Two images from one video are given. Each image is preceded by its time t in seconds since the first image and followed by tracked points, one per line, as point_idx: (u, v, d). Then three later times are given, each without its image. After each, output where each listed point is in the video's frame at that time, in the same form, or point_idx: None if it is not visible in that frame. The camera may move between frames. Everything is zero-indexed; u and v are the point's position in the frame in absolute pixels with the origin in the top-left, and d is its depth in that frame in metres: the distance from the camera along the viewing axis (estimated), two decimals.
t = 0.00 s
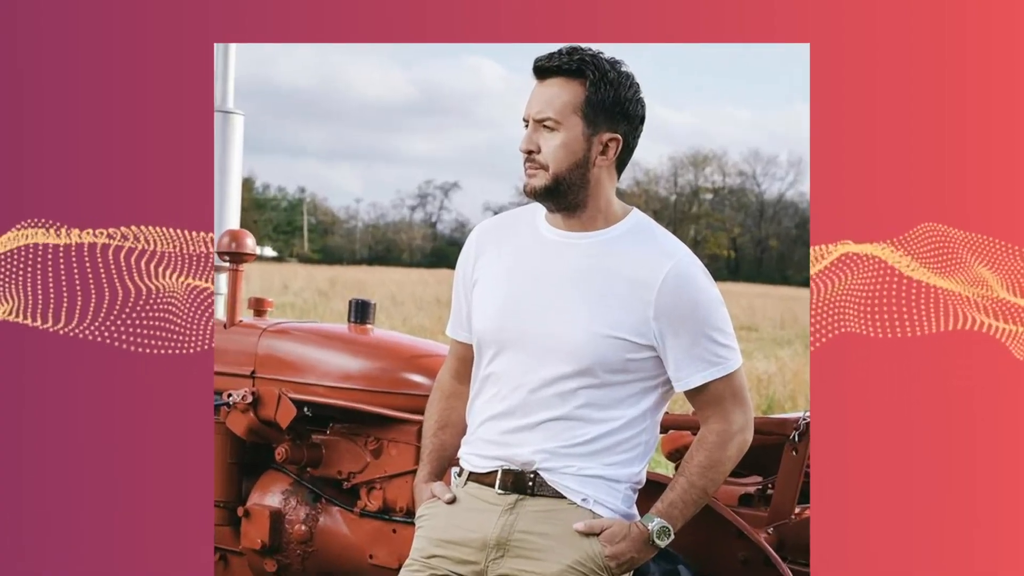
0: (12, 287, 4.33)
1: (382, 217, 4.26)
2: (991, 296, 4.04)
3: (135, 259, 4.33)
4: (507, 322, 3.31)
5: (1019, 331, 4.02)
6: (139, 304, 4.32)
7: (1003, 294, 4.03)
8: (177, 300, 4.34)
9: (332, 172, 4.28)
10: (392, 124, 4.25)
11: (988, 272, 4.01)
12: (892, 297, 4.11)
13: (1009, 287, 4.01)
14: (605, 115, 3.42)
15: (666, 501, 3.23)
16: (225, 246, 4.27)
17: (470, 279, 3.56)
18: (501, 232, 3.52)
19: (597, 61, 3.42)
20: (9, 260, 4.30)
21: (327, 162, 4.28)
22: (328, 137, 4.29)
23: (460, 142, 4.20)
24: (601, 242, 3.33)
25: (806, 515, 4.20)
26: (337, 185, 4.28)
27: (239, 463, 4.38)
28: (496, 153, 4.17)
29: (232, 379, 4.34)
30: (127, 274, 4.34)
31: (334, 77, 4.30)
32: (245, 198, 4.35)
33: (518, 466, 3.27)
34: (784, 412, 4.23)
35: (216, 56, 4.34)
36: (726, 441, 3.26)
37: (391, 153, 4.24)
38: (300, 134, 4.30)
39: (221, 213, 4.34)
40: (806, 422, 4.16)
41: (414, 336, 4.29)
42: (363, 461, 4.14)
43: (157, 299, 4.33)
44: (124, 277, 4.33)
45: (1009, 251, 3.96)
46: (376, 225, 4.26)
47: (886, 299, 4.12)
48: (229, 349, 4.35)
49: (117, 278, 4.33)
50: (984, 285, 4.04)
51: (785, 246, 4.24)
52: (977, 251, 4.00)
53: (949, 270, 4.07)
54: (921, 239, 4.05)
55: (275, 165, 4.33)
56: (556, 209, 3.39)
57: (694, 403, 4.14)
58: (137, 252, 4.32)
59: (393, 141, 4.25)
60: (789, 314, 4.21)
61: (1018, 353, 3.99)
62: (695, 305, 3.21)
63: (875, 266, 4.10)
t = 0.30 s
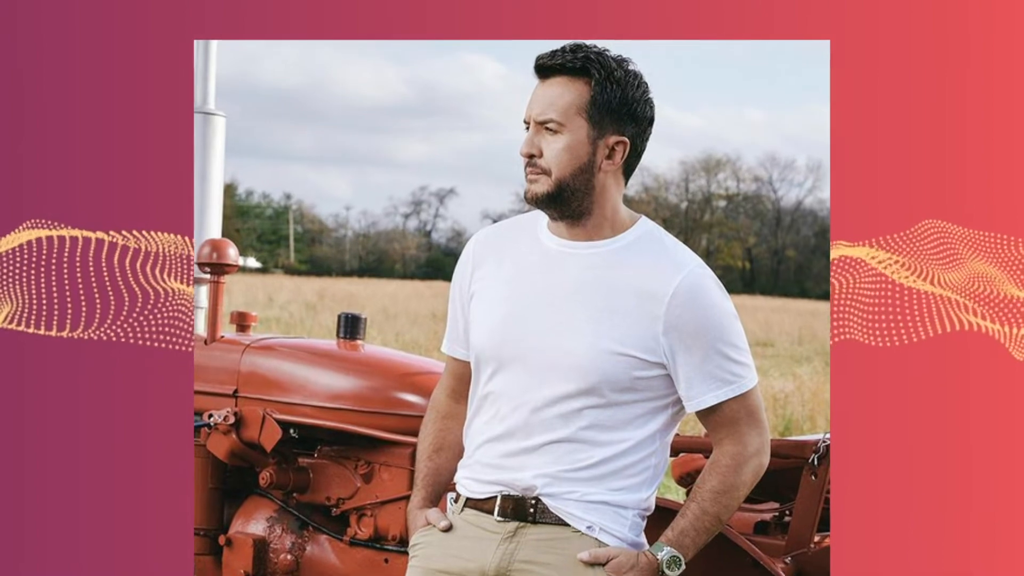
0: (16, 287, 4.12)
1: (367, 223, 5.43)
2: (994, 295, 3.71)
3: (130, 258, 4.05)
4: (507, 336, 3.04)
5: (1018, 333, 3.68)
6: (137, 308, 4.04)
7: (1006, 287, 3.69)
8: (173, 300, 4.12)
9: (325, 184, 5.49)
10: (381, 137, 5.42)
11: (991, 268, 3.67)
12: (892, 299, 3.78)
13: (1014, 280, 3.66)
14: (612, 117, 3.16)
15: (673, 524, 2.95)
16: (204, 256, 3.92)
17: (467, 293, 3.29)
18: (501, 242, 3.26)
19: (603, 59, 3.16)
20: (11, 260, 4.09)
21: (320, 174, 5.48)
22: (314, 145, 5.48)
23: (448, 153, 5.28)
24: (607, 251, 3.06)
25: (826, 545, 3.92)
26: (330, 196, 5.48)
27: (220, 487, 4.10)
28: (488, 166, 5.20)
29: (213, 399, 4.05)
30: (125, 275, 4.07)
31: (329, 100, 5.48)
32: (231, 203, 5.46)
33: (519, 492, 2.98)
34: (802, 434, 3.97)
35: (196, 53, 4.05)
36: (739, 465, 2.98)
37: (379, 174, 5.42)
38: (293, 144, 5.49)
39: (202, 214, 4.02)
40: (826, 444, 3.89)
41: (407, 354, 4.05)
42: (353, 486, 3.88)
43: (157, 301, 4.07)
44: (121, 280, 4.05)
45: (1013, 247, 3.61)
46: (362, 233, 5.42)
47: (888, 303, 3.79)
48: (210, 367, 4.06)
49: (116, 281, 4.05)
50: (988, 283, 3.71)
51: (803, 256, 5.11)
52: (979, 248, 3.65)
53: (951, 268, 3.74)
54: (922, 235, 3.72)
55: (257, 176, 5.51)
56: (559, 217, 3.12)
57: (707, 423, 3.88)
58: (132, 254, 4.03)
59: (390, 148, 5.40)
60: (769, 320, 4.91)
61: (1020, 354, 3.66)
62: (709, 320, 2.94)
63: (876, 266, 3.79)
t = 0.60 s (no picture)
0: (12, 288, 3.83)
1: (359, 231, 5.17)
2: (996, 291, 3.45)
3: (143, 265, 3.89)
4: (506, 351, 2.81)
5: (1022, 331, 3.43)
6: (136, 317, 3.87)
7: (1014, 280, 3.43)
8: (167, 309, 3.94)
9: (311, 189, 5.20)
10: (371, 140, 5.07)
11: (992, 261, 3.42)
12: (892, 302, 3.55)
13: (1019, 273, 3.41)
14: (619, 118, 2.92)
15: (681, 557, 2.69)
16: (184, 266, 3.69)
17: (464, 305, 3.05)
18: (500, 251, 3.02)
19: (609, 57, 2.92)
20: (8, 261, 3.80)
21: (305, 179, 5.20)
22: (299, 148, 5.18)
23: (442, 158, 4.95)
24: (613, 261, 2.83)
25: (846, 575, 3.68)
26: (318, 202, 5.21)
27: (202, 512, 3.85)
28: (489, 171, 4.86)
29: (194, 419, 3.80)
30: (137, 283, 3.90)
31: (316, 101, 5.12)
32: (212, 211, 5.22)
33: (519, 518, 2.74)
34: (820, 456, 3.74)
35: (179, 50, 3.82)
36: (754, 488, 2.71)
37: (373, 179, 5.10)
38: (273, 147, 5.19)
39: (181, 223, 3.82)
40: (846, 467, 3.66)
41: (400, 370, 3.81)
42: (343, 511, 3.65)
43: (164, 308, 3.94)
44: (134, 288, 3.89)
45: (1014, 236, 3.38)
46: (353, 242, 5.18)
47: (889, 306, 3.56)
48: (191, 384, 3.81)
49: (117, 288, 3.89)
50: (991, 278, 3.45)
51: (821, 267, 4.61)
52: (978, 241, 3.40)
53: (953, 266, 3.48)
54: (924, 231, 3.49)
55: (239, 181, 5.24)
56: (562, 225, 2.89)
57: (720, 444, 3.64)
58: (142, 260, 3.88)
59: (389, 151, 5.05)
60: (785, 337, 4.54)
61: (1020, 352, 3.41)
62: (720, 334, 2.70)
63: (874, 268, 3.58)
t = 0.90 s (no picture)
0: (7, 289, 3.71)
1: (350, 239, 5.05)
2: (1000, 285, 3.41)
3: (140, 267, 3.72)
4: (506, 365, 2.60)
5: None
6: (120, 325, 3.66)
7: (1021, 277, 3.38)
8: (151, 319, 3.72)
9: (301, 196, 5.08)
10: (366, 144, 4.98)
11: (996, 256, 3.38)
12: (897, 308, 3.49)
13: None
14: (625, 120, 2.71)
15: None
16: (164, 277, 3.48)
17: (462, 318, 2.84)
18: (500, 261, 2.81)
19: (614, 55, 2.71)
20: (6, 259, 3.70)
21: (296, 184, 5.08)
22: (287, 151, 5.07)
23: (442, 161, 4.90)
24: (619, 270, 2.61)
25: None
26: (307, 208, 5.08)
27: (183, 538, 3.65)
28: (486, 175, 4.82)
29: (175, 438, 3.59)
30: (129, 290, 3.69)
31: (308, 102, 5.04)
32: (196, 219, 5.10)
33: (519, 544, 2.53)
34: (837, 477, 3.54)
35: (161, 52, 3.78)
36: (767, 512, 2.50)
37: (365, 185, 5.01)
38: (260, 150, 5.08)
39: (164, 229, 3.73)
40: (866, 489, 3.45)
41: (393, 387, 3.60)
42: (334, 536, 3.43)
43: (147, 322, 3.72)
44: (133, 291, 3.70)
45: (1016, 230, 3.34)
46: (344, 251, 5.06)
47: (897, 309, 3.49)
48: (171, 402, 3.60)
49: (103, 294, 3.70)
50: (995, 273, 3.41)
51: (838, 278, 4.52)
52: (981, 236, 3.36)
53: (955, 265, 3.43)
54: (924, 231, 3.44)
55: (223, 186, 5.12)
56: (564, 233, 2.68)
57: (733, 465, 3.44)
58: (137, 262, 3.71)
59: (382, 153, 4.97)
60: (802, 350, 4.48)
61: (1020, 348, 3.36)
62: (733, 348, 2.48)
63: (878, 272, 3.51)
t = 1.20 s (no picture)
0: None
1: (340, 248, 4.86)
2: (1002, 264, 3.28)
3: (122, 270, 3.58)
4: (506, 380, 2.43)
5: None
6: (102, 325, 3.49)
7: None
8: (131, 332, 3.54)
9: (289, 202, 4.93)
10: (355, 147, 4.80)
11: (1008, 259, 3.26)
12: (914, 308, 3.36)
13: None
14: (632, 121, 2.52)
15: None
16: (145, 287, 3.29)
17: (459, 330, 2.66)
18: (500, 270, 2.63)
19: (621, 53, 2.53)
20: None
21: (283, 190, 4.93)
22: (273, 155, 4.91)
23: (437, 163, 4.69)
24: (626, 281, 2.44)
25: None
26: (296, 216, 4.93)
27: (166, 563, 3.46)
28: (481, 183, 4.60)
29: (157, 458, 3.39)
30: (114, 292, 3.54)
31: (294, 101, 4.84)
32: (177, 226, 5.02)
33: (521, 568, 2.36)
34: (856, 500, 3.35)
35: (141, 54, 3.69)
36: (782, 535, 2.36)
37: (354, 190, 4.82)
38: (249, 154, 4.95)
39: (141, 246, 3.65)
40: (886, 512, 3.27)
41: (387, 404, 3.41)
42: (324, 561, 3.24)
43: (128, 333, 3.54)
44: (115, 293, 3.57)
45: None
46: (334, 260, 4.87)
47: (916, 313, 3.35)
48: (151, 420, 3.40)
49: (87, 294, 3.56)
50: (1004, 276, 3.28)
51: (857, 288, 4.25)
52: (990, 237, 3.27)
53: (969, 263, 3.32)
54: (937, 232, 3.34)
55: (204, 192, 5.02)
56: (567, 240, 2.50)
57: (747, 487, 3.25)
58: (122, 264, 3.59)
59: (374, 158, 4.77)
60: (818, 365, 4.22)
61: None
62: (744, 364, 2.32)
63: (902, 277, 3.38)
